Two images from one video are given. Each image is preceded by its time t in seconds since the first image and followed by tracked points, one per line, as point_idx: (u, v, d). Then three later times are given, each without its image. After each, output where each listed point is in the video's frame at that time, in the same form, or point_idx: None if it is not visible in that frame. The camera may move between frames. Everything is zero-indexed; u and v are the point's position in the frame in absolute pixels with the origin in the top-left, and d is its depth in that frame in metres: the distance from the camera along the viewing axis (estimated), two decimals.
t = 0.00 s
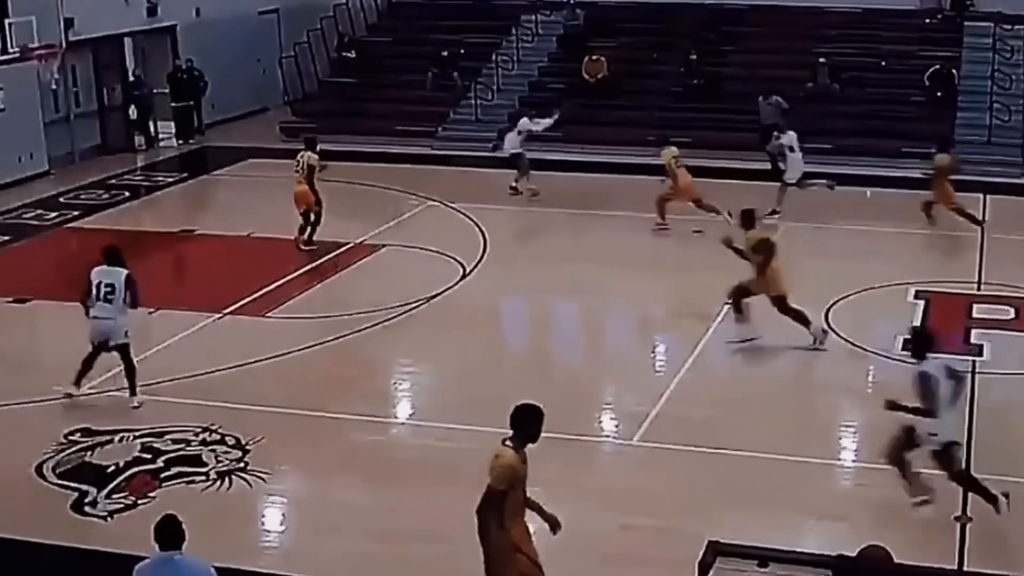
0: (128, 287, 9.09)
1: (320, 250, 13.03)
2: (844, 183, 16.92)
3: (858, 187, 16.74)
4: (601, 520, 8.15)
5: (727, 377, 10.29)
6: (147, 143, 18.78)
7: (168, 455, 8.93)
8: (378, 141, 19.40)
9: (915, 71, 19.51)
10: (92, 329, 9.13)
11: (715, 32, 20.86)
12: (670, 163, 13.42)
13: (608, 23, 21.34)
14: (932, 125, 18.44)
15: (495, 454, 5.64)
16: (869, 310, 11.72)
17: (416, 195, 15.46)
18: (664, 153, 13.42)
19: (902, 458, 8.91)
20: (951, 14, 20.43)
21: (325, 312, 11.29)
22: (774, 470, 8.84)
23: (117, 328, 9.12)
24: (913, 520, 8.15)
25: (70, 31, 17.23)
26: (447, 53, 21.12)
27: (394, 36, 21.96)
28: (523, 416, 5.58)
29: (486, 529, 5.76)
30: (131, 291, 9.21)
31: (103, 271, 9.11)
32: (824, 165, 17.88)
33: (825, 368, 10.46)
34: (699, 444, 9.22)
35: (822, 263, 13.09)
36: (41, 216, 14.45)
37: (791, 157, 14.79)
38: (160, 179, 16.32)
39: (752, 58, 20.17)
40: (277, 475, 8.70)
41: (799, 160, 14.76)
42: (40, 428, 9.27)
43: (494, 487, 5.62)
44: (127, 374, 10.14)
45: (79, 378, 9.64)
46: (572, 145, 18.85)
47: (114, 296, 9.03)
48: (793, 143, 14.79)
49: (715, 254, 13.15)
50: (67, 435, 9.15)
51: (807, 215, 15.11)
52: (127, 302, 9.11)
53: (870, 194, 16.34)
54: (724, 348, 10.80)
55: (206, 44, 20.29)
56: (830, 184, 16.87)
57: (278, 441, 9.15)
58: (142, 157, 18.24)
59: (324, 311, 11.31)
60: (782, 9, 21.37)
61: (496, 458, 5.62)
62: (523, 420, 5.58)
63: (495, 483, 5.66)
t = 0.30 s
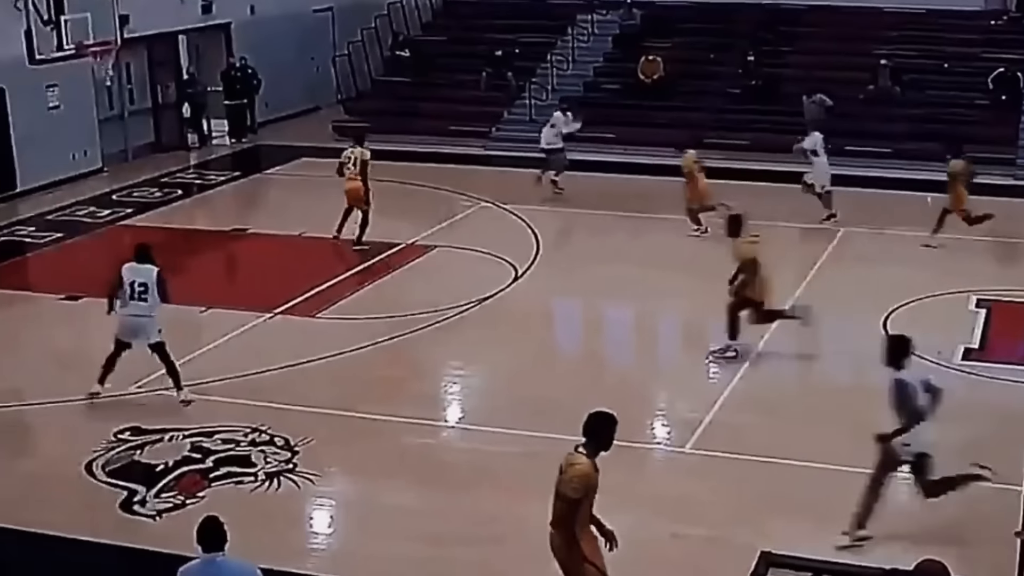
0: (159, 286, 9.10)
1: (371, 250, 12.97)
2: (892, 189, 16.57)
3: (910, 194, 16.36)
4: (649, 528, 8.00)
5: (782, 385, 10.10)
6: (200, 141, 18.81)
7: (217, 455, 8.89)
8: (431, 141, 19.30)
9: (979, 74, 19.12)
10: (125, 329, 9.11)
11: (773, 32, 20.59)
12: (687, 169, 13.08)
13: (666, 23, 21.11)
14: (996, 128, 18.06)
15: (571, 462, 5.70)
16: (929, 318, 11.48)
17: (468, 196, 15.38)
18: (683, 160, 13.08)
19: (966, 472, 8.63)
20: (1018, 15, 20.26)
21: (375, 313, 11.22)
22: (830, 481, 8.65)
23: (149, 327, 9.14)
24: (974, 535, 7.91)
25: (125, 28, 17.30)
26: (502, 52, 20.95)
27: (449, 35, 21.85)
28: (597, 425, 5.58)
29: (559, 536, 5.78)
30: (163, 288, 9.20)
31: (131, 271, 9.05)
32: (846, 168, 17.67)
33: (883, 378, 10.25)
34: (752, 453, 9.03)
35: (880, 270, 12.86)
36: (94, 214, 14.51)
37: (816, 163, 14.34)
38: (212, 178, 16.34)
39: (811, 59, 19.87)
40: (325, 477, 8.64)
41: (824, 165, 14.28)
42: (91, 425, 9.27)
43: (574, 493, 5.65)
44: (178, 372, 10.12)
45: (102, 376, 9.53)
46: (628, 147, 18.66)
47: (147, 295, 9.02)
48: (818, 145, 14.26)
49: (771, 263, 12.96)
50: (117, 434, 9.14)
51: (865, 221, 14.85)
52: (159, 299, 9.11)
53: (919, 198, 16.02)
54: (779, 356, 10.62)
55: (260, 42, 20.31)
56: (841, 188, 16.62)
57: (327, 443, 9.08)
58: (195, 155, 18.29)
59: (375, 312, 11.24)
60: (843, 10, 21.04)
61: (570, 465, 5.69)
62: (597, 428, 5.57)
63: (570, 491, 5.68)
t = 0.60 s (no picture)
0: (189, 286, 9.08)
1: (434, 253, 12.83)
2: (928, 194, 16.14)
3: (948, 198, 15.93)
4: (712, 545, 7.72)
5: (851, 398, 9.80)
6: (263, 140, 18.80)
7: (276, 459, 8.78)
8: (496, 143, 19.11)
9: None
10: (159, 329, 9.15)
11: (848, 34, 20.15)
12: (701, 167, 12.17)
13: (738, 23, 20.75)
14: None
15: (664, 471, 5.67)
16: (1006, 331, 11.11)
17: (533, 200, 15.19)
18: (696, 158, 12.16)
19: None
20: None
21: (436, 318, 11.06)
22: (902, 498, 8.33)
23: (179, 327, 9.17)
24: None
25: (190, 25, 17.32)
26: (569, 53, 20.51)
27: (515, 34, 21.63)
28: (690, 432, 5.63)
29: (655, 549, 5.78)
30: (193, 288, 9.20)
31: (161, 273, 9.03)
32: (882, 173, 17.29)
33: (959, 393, 9.91)
34: (821, 467, 8.74)
35: (958, 280, 12.47)
36: (156, 213, 14.50)
37: (843, 163, 14.00)
38: (276, 178, 16.29)
39: (887, 63, 19.43)
40: (384, 484, 8.49)
41: (852, 167, 13.93)
42: (149, 426, 9.20)
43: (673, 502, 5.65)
44: (238, 374, 10.01)
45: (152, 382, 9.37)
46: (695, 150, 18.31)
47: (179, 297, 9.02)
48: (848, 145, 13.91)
49: (843, 274, 12.61)
50: (175, 435, 9.06)
51: (942, 229, 14.42)
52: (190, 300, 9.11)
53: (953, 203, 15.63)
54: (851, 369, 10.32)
55: (324, 40, 20.26)
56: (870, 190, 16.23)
57: (387, 449, 8.93)
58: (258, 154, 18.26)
59: (437, 316, 11.09)
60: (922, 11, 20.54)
61: (668, 476, 5.64)
62: (691, 436, 5.63)
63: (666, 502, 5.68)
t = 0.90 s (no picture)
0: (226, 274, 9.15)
1: (494, 258, 12.62)
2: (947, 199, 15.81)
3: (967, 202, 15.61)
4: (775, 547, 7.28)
5: (922, 411, 9.37)
6: (321, 141, 18.76)
7: (330, 467, 8.61)
8: (557, 148, 18.87)
9: None
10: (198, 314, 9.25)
11: (923, 37, 19.59)
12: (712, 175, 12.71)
13: (809, 25, 20.27)
14: None
15: (753, 489, 5.65)
16: None
17: (595, 205, 14.95)
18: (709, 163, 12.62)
19: None
20: None
21: (494, 325, 10.85)
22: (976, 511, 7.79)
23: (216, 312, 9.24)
24: None
25: (250, 24, 17.26)
26: (635, 55, 19.97)
27: (579, 35, 21.34)
28: (777, 450, 5.66)
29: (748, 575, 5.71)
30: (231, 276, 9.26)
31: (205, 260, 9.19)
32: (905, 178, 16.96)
33: None
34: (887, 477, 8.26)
35: None
36: (212, 214, 14.44)
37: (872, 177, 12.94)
38: (334, 180, 16.16)
39: (965, 69, 18.84)
40: (439, 494, 8.29)
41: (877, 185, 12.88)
42: (203, 431, 9.06)
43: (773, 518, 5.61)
44: (292, 379, 9.86)
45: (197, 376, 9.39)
46: (759, 155, 17.94)
47: (216, 283, 9.09)
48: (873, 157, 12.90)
49: (916, 284, 12.13)
50: (229, 440, 8.93)
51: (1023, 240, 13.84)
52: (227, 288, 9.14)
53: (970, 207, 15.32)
54: (924, 382, 9.90)
55: (385, 39, 20.14)
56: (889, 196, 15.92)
57: (442, 458, 8.73)
58: (316, 154, 18.17)
59: (495, 323, 10.88)
60: (1003, 12, 19.85)
61: (760, 492, 5.62)
62: (779, 454, 5.65)
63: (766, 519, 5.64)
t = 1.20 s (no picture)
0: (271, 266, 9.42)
1: (552, 264, 12.41)
2: (965, 204, 15.46)
3: (984, 206, 15.26)
4: None
5: (994, 433, 9.06)
6: (377, 143, 18.40)
7: (381, 478, 8.42)
8: (615, 152, 18.58)
9: None
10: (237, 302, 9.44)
11: (996, 40, 19.03)
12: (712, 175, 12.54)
13: (878, 29, 19.80)
14: None
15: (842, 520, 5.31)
16: None
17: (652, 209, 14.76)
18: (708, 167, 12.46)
19: None
20: None
21: (550, 334, 10.62)
22: None
23: (256, 303, 9.41)
24: None
25: (304, 23, 17.15)
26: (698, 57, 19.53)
27: (642, 36, 20.99)
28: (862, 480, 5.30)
29: None
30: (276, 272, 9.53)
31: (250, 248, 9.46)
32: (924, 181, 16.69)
33: None
34: (958, 506, 8.00)
35: None
36: (264, 217, 14.32)
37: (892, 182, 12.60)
38: (388, 183, 15.99)
39: None
40: (492, 507, 8.05)
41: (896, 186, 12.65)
42: (253, 439, 8.90)
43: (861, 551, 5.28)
44: (346, 387, 9.68)
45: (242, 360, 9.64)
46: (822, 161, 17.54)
47: (258, 271, 9.35)
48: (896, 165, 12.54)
49: (989, 296, 11.71)
50: (279, 449, 8.76)
51: None
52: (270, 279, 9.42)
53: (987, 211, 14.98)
54: (995, 400, 9.58)
55: (442, 40, 19.97)
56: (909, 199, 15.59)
57: (496, 471, 8.50)
58: (371, 157, 18.02)
59: (550, 333, 10.65)
60: None
61: (849, 522, 5.29)
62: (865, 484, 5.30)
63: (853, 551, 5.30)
